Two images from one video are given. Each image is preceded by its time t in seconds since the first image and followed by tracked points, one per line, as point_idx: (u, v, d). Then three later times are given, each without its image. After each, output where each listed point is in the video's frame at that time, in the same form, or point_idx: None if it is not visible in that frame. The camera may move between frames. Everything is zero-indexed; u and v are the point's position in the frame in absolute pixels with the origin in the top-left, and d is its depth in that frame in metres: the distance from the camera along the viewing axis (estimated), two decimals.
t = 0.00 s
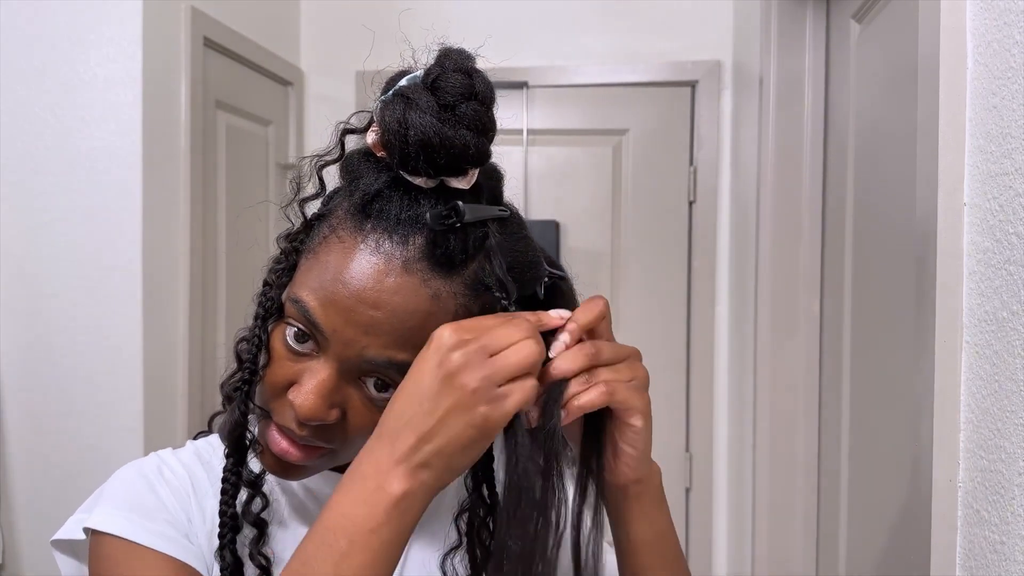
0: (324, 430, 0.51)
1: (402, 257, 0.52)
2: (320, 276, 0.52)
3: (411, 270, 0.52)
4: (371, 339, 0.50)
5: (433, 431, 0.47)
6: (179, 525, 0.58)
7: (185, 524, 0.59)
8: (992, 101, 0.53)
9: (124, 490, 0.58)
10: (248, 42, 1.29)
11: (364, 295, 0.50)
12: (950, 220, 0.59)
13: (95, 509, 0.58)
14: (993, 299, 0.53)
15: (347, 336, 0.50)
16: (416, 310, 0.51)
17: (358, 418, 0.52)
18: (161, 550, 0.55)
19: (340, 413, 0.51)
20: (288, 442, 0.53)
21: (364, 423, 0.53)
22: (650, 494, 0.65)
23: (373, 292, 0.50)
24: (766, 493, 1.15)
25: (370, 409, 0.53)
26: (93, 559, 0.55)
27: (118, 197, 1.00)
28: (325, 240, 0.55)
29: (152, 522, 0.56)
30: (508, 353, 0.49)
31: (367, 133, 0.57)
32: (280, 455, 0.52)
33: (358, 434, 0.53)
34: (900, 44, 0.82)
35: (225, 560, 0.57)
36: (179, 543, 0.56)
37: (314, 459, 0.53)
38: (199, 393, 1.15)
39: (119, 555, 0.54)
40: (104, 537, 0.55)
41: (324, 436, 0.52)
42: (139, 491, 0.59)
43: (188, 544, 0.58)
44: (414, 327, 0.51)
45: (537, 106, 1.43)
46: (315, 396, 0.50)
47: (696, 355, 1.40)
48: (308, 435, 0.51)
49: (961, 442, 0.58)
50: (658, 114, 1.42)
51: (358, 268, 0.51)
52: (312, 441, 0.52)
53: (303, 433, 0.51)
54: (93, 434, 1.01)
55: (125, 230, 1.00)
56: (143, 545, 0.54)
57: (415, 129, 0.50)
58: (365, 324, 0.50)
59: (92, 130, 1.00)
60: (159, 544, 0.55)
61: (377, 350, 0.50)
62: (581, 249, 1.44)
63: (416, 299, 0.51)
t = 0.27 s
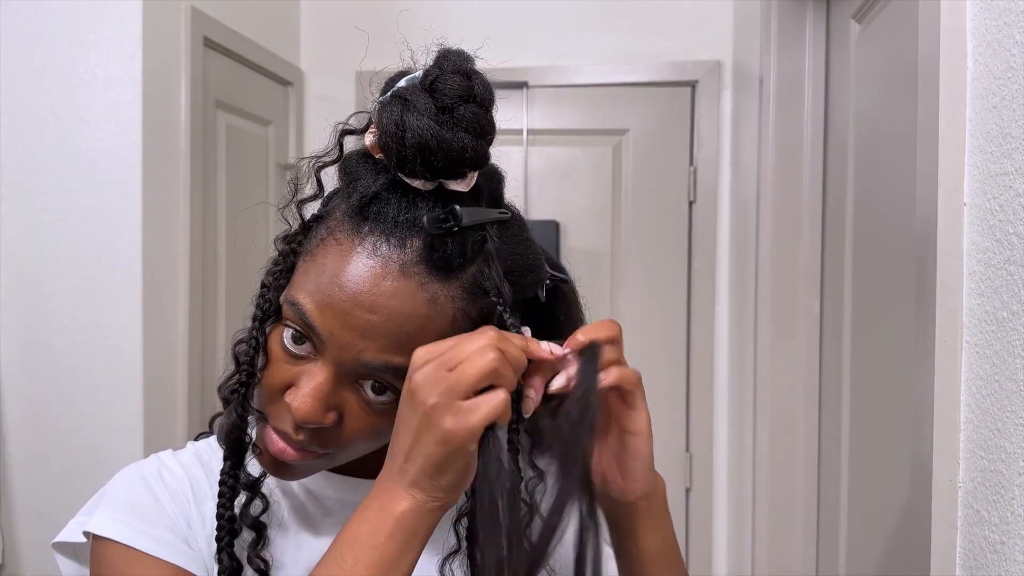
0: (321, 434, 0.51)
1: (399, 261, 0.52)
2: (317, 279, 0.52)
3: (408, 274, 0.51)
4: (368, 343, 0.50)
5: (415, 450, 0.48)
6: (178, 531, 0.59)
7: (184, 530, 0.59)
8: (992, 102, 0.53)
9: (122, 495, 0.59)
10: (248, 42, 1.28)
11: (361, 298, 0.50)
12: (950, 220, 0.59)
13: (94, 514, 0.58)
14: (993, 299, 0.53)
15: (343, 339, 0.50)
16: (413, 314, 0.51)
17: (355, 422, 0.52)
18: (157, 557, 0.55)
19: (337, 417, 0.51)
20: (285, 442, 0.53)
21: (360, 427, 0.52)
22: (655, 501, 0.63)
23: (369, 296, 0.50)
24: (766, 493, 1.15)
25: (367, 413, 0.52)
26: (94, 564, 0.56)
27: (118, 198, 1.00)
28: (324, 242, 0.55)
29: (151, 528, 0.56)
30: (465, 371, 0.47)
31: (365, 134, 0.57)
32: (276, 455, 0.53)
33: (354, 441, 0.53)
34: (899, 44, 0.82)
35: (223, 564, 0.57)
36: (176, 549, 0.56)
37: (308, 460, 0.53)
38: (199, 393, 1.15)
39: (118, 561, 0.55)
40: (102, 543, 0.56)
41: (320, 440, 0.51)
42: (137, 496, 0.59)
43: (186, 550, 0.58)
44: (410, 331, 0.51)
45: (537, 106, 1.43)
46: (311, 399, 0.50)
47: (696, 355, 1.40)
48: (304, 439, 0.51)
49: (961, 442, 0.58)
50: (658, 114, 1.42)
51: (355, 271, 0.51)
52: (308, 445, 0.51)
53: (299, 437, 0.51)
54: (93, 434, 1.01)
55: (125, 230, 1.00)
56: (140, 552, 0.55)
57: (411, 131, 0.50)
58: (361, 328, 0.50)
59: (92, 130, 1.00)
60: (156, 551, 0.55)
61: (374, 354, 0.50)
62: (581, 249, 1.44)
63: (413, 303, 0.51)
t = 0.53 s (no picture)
0: (321, 437, 0.51)
1: (400, 266, 0.52)
2: (318, 283, 0.52)
3: (409, 279, 0.51)
4: (369, 347, 0.50)
5: (412, 463, 0.48)
6: (178, 534, 0.59)
7: (184, 532, 0.59)
8: (992, 102, 0.53)
9: (121, 497, 0.59)
10: (248, 42, 1.28)
11: (362, 303, 0.50)
12: (950, 220, 0.59)
13: (93, 516, 0.58)
14: (993, 299, 0.53)
15: (343, 344, 0.50)
16: (415, 318, 0.51)
17: (356, 426, 0.52)
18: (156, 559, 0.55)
19: (337, 421, 0.51)
20: (285, 446, 0.53)
21: (361, 431, 0.53)
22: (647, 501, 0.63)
23: (370, 301, 0.50)
24: (766, 493, 1.15)
25: (367, 417, 0.53)
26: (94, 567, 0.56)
27: (118, 198, 1.00)
28: (324, 246, 0.55)
29: (150, 532, 0.56)
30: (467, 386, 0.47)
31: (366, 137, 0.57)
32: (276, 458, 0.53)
33: (353, 444, 0.53)
34: (899, 44, 0.82)
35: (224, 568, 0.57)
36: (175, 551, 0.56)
37: (309, 463, 0.53)
38: (199, 393, 1.15)
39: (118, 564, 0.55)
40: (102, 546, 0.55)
41: (320, 443, 0.52)
42: (136, 498, 0.59)
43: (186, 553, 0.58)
44: (412, 336, 0.51)
45: (538, 106, 1.43)
46: (312, 404, 0.50)
47: (696, 355, 1.40)
48: (305, 442, 0.51)
49: (961, 442, 0.58)
50: (658, 113, 1.42)
51: (355, 276, 0.51)
52: (308, 448, 0.52)
53: (300, 440, 0.51)
54: (93, 434, 1.01)
55: (125, 230, 1.00)
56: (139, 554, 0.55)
57: (414, 136, 0.50)
58: (362, 333, 0.50)
59: (92, 130, 1.00)
60: (155, 553, 0.55)
61: (374, 359, 0.50)
62: (581, 249, 1.44)
63: (414, 308, 0.51)
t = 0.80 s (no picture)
0: (319, 442, 0.52)
1: (398, 273, 0.51)
2: (316, 290, 0.52)
3: (407, 286, 0.51)
4: (366, 354, 0.50)
5: (405, 474, 0.48)
6: (175, 537, 0.59)
7: (182, 536, 0.59)
8: (992, 102, 0.53)
9: (120, 499, 0.59)
10: (248, 42, 1.29)
11: (359, 309, 0.50)
12: (950, 220, 0.59)
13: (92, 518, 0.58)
14: (993, 299, 0.53)
15: (342, 350, 0.50)
16: (412, 326, 0.51)
17: (353, 431, 0.52)
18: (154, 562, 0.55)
19: (335, 427, 0.51)
20: (282, 450, 0.53)
21: (358, 436, 0.53)
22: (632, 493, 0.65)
23: (368, 308, 0.50)
24: (765, 494, 1.15)
25: (365, 423, 0.53)
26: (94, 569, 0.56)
27: (118, 198, 1.00)
28: (322, 251, 0.55)
29: (148, 537, 0.56)
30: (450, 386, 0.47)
31: (365, 142, 0.57)
32: (273, 463, 0.53)
33: (350, 448, 0.53)
34: (899, 44, 0.82)
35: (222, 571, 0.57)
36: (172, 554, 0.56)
37: (306, 467, 0.53)
38: (199, 393, 1.15)
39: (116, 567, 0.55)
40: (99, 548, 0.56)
41: (318, 448, 0.52)
42: (135, 500, 0.59)
43: (184, 556, 0.58)
44: (410, 343, 0.51)
45: (537, 106, 1.43)
46: (309, 410, 0.50)
47: (696, 355, 1.40)
48: (302, 446, 0.52)
49: (961, 442, 0.58)
50: (658, 114, 1.41)
51: (353, 282, 0.51)
52: (305, 452, 0.52)
53: (297, 444, 0.51)
54: (93, 434, 1.01)
55: (125, 230, 1.00)
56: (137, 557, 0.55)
57: (412, 144, 0.50)
58: (360, 340, 0.50)
59: (92, 130, 1.00)
60: (153, 557, 0.55)
61: (372, 366, 0.50)
62: (581, 249, 1.44)
63: (412, 315, 0.51)
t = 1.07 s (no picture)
0: (320, 442, 0.51)
1: (397, 270, 0.52)
2: (314, 289, 0.52)
3: (407, 283, 0.51)
4: (367, 353, 0.50)
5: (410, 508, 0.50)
6: (172, 541, 0.59)
7: (179, 539, 0.59)
8: (991, 102, 0.53)
9: (118, 501, 0.59)
10: (248, 43, 1.29)
11: (359, 308, 0.50)
12: (950, 220, 0.59)
13: (91, 519, 0.58)
14: (993, 299, 0.53)
15: (342, 349, 0.50)
16: (413, 323, 0.51)
17: (355, 430, 0.52)
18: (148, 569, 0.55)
19: (336, 426, 0.51)
20: (284, 452, 0.53)
21: (361, 435, 0.53)
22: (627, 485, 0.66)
23: (367, 306, 0.50)
24: (765, 494, 1.15)
25: (366, 421, 0.53)
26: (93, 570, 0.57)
27: (118, 198, 1.00)
28: (321, 249, 0.55)
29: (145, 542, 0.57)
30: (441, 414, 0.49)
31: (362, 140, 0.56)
32: (275, 465, 0.53)
33: (352, 449, 0.53)
34: (899, 44, 0.82)
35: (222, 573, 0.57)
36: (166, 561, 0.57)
37: (308, 468, 0.53)
38: (199, 393, 1.15)
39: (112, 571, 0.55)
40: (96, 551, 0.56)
41: (320, 447, 0.52)
42: (133, 503, 0.58)
43: (179, 561, 0.58)
44: (411, 340, 0.51)
45: (537, 106, 1.43)
46: (310, 408, 0.50)
47: (696, 355, 1.40)
48: (304, 447, 0.51)
49: (961, 442, 0.58)
50: (658, 114, 1.41)
51: (353, 281, 0.51)
52: (307, 453, 0.52)
53: (299, 445, 0.51)
54: (93, 434, 1.01)
55: (125, 230, 1.00)
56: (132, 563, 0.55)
57: (409, 140, 0.50)
58: (360, 338, 0.50)
59: (92, 130, 1.00)
60: (146, 563, 0.55)
61: (373, 364, 0.50)
62: (581, 249, 1.44)
63: (412, 312, 0.51)
